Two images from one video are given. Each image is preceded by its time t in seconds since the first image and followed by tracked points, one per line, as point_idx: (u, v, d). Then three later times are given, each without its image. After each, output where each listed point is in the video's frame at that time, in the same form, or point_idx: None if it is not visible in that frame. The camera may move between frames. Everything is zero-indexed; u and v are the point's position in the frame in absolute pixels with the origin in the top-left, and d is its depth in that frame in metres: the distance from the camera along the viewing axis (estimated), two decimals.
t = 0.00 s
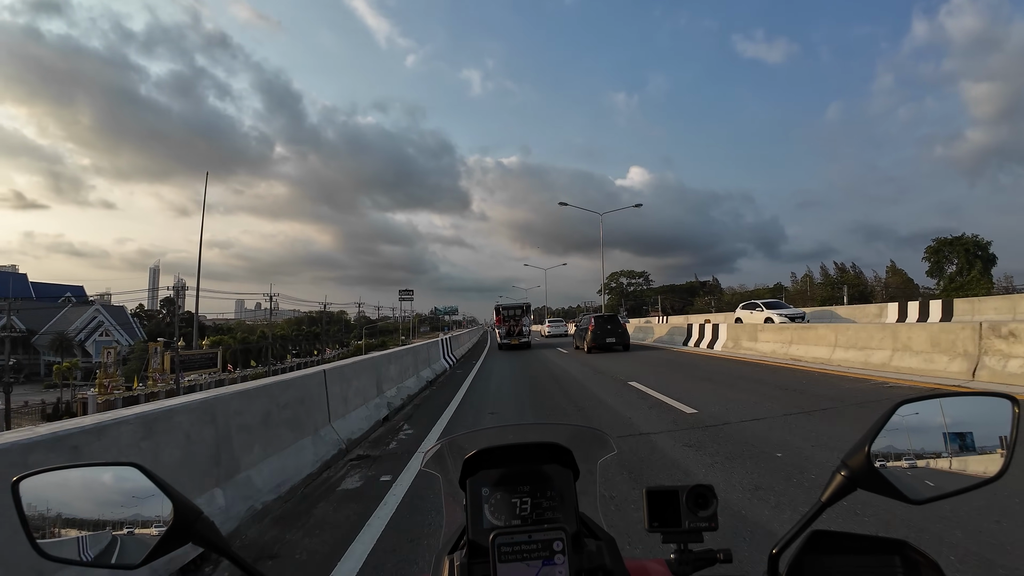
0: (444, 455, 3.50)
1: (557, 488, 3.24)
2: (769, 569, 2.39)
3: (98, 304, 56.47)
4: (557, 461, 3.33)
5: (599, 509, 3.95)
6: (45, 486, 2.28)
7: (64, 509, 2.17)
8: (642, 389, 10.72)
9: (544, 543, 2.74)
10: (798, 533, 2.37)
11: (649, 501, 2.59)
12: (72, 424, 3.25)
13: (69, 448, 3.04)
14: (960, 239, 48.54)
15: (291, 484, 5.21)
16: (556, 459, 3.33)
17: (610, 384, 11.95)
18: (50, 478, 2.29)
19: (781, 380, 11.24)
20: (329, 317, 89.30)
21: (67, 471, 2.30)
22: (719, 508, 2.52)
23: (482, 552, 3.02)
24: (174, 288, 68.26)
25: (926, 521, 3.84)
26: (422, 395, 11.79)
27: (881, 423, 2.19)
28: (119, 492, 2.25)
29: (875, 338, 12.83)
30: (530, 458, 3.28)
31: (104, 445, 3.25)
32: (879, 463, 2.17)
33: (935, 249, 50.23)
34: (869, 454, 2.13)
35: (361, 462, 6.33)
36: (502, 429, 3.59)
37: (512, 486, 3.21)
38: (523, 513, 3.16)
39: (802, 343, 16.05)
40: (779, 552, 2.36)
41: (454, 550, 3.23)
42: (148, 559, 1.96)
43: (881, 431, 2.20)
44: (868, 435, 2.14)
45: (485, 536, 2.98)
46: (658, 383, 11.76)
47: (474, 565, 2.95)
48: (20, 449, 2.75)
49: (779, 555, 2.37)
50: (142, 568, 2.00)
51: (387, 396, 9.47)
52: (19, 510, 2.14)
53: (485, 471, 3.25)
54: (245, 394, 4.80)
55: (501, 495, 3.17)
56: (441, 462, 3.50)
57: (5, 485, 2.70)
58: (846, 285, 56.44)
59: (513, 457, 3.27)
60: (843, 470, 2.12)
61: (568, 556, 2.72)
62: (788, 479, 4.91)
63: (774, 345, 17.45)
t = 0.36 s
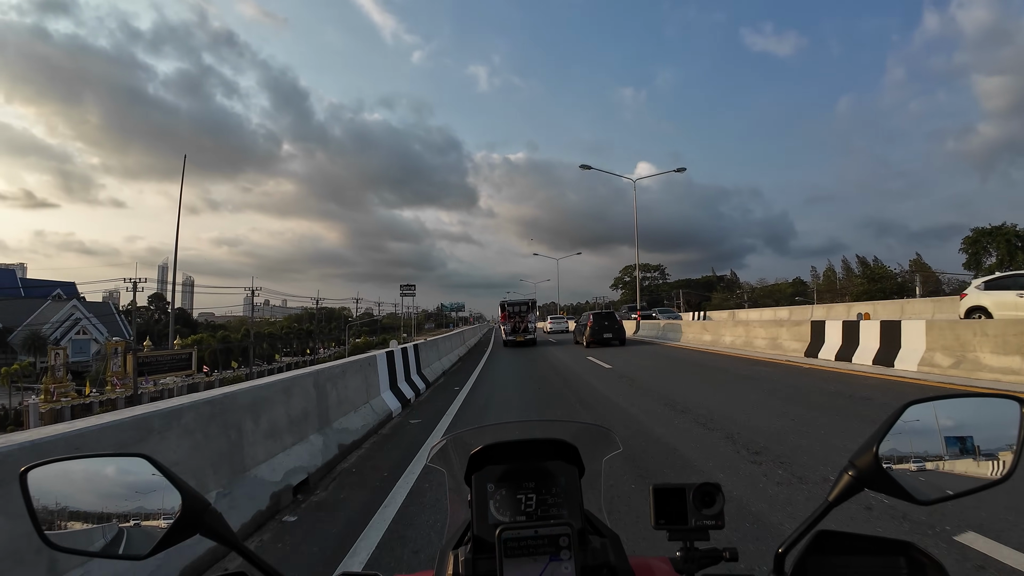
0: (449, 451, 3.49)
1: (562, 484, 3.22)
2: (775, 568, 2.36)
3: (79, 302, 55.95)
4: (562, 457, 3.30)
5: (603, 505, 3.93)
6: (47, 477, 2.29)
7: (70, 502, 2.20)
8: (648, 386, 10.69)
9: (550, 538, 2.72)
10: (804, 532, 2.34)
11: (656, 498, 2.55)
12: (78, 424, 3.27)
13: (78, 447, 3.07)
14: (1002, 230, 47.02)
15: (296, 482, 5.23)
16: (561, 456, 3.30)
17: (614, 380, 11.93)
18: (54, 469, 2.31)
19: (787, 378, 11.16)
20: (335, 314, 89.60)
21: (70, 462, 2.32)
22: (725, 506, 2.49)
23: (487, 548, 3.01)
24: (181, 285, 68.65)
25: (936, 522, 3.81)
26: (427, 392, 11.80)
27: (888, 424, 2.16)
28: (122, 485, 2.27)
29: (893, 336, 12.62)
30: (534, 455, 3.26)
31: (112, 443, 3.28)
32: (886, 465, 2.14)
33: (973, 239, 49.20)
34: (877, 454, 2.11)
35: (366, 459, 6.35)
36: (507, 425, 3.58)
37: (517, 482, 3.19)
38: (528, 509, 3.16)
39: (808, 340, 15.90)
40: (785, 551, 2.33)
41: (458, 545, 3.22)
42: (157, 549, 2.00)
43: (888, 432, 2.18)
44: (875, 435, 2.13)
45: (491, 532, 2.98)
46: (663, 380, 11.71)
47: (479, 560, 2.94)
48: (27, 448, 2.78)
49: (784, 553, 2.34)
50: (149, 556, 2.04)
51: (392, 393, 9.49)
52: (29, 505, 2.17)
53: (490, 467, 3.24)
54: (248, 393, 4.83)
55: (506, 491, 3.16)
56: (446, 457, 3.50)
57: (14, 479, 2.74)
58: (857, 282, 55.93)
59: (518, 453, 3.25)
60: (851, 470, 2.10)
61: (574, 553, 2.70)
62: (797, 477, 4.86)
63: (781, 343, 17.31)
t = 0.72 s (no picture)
0: (448, 454, 3.48)
1: (561, 488, 3.21)
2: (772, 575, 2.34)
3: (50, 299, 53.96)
4: (561, 461, 3.29)
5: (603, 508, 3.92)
6: (45, 481, 2.26)
7: (71, 504, 2.21)
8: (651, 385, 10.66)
9: (547, 543, 2.70)
10: (801, 540, 2.32)
11: (653, 504, 2.53)
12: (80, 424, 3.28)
13: (81, 444, 3.08)
14: None
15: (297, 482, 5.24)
16: (559, 460, 3.29)
17: (615, 379, 11.91)
18: (52, 472, 2.28)
19: (790, 377, 11.10)
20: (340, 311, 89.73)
21: (68, 465, 2.30)
22: (723, 512, 2.46)
23: (486, 552, 3.01)
24: (185, 283, 68.77)
25: (937, 525, 3.79)
26: (428, 391, 11.79)
27: (888, 431, 2.14)
28: (120, 487, 2.29)
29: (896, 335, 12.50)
30: (533, 459, 3.24)
31: (114, 441, 3.29)
32: (884, 472, 2.12)
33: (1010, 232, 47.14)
34: (875, 462, 2.08)
35: (367, 460, 6.36)
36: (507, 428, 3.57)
37: (516, 486, 3.18)
38: (526, 512, 3.14)
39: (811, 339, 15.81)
40: (783, 558, 2.31)
41: (456, 549, 3.21)
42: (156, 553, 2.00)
43: (888, 439, 2.15)
44: (875, 442, 2.10)
45: (489, 536, 2.97)
46: (665, 378, 11.65)
47: (477, 564, 2.94)
48: (30, 447, 2.79)
49: (782, 561, 2.32)
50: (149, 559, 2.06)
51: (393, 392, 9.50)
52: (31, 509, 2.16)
53: (490, 471, 3.23)
54: (250, 390, 4.84)
55: (504, 495, 3.15)
56: (445, 460, 3.49)
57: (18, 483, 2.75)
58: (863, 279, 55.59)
59: (517, 457, 3.24)
60: (849, 478, 2.07)
61: (571, 558, 2.69)
62: (799, 478, 4.83)
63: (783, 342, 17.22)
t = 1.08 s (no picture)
0: (444, 452, 3.49)
1: (556, 486, 3.21)
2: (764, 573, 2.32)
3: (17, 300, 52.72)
4: (556, 460, 3.29)
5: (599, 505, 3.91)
6: (39, 478, 2.28)
7: (66, 501, 2.21)
8: (650, 382, 10.66)
9: (540, 541, 2.69)
10: (794, 538, 2.29)
11: (646, 502, 2.51)
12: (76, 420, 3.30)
13: (79, 442, 3.10)
14: None
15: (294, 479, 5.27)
16: (555, 458, 3.29)
17: (615, 377, 11.91)
18: (47, 469, 2.31)
19: (790, 374, 11.07)
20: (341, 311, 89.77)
21: (63, 462, 2.32)
22: (715, 510, 2.44)
23: (480, 550, 3.01)
24: (186, 283, 68.88)
25: (932, 522, 3.80)
26: (427, 389, 11.82)
27: (880, 428, 2.13)
28: (114, 484, 2.29)
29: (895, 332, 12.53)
30: (529, 456, 3.25)
31: (111, 438, 3.32)
32: (877, 468, 2.11)
33: None
34: (867, 460, 2.08)
35: (365, 457, 6.38)
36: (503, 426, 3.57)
37: (511, 484, 3.18)
38: (521, 511, 3.14)
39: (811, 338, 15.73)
40: (776, 556, 2.29)
41: (451, 546, 3.22)
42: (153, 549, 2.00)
43: (881, 436, 2.15)
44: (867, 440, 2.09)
45: (483, 534, 2.97)
46: (663, 376, 11.65)
47: (471, 561, 2.94)
48: (26, 444, 2.81)
49: (774, 558, 2.31)
50: (145, 556, 2.05)
51: (392, 390, 9.51)
52: (25, 505, 2.17)
53: (485, 468, 3.23)
54: (248, 387, 4.86)
55: (499, 493, 3.14)
56: (441, 458, 3.50)
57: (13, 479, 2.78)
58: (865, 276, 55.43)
59: (512, 455, 3.24)
60: (840, 476, 2.06)
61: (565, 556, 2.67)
62: (795, 474, 4.84)
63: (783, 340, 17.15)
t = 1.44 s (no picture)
0: (441, 451, 3.49)
1: (551, 485, 3.19)
2: (756, 570, 2.31)
3: None
4: (552, 459, 3.27)
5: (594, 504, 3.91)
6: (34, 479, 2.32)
7: (59, 503, 2.23)
8: (648, 382, 10.65)
9: (534, 539, 2.67)
10: (784, 535, 2.27)
11: (639, 500, 2.50)
12: (72, 418, 3.32)
13: (75, 439, 3.12)
14: None
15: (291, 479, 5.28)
16: (550, 457, 3.28)
17: (612, 376, 11.93)
18: (41, 471, 2.33)
19: (787, 374, 11.07)
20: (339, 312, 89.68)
21: (56, 463, 2.34)
22: (708, 507, 2.43)
23: (476, 548, 3.01)
24: (185, 284, 68.89)
25: (925, 519, 3.81)
26: (425, 388, 11.83)
27: (869, 428, 2.13)
28: (107, 484, 2.29)
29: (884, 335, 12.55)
30: (524, 456, 3.24)
31: (107, 436, 3.34)
32: (869, 467, 2.11)
33: None
34: (856, 459, 2.07)
35: (361, 457, 6.39)
36: (499, 425, 3.57)
37: (507, 483, 3.17)
38: (516, 509, 3.13)
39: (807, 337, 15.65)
40: (768, 554, 2.28)
41: (447, 545, 3.21)
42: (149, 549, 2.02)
43: (870, 436, 2.15)
44: (856, 439, 2.09)
45: (479, 532, 2.97)
46: (660, 376, 11.67)
47: (467, 560, 2.94)
48: (21, 442, 2.82)
49: (765, 556, 2.29)
50: (143, 554, 2.06)
51: (389, 391, 9.50)
52: (22, 506, 2.20)
53: (482, 467, 3.23)
54: (244, 387, 4.88)
55: (495, 492, 3.13)
56: (438, 458, 3.49)
57: (10, 477, 2.80)
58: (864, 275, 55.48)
59: (508, 454, 3.24)
60: (831, 475, 2.06)
61: (559, 555, 2.65)
62: (791, 473, 4.82)
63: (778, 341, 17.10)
